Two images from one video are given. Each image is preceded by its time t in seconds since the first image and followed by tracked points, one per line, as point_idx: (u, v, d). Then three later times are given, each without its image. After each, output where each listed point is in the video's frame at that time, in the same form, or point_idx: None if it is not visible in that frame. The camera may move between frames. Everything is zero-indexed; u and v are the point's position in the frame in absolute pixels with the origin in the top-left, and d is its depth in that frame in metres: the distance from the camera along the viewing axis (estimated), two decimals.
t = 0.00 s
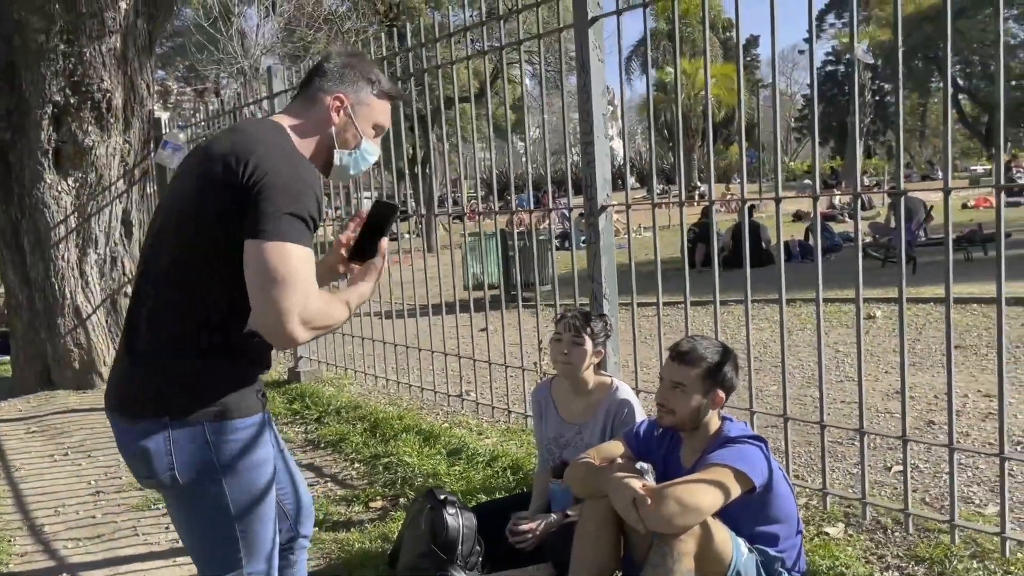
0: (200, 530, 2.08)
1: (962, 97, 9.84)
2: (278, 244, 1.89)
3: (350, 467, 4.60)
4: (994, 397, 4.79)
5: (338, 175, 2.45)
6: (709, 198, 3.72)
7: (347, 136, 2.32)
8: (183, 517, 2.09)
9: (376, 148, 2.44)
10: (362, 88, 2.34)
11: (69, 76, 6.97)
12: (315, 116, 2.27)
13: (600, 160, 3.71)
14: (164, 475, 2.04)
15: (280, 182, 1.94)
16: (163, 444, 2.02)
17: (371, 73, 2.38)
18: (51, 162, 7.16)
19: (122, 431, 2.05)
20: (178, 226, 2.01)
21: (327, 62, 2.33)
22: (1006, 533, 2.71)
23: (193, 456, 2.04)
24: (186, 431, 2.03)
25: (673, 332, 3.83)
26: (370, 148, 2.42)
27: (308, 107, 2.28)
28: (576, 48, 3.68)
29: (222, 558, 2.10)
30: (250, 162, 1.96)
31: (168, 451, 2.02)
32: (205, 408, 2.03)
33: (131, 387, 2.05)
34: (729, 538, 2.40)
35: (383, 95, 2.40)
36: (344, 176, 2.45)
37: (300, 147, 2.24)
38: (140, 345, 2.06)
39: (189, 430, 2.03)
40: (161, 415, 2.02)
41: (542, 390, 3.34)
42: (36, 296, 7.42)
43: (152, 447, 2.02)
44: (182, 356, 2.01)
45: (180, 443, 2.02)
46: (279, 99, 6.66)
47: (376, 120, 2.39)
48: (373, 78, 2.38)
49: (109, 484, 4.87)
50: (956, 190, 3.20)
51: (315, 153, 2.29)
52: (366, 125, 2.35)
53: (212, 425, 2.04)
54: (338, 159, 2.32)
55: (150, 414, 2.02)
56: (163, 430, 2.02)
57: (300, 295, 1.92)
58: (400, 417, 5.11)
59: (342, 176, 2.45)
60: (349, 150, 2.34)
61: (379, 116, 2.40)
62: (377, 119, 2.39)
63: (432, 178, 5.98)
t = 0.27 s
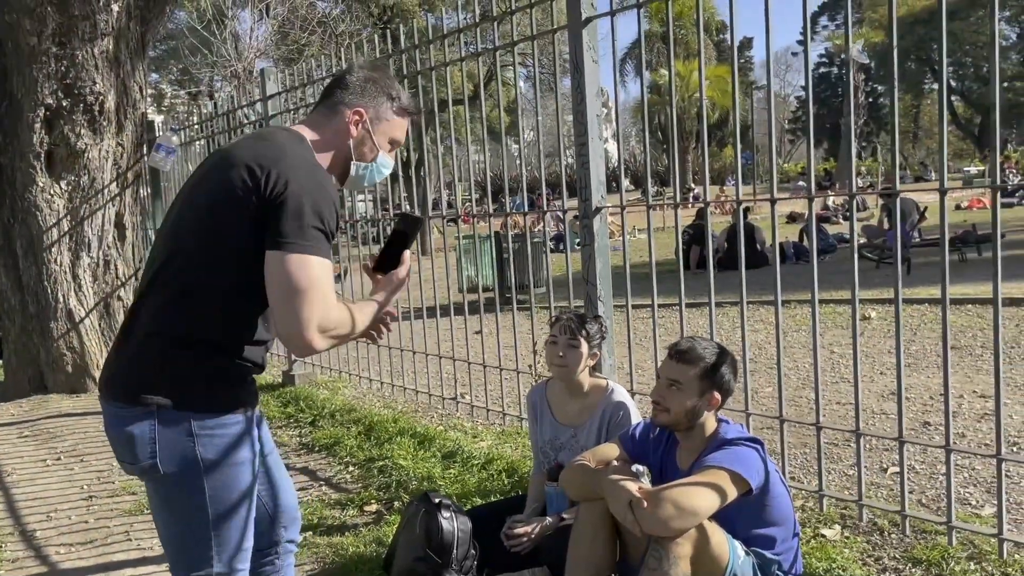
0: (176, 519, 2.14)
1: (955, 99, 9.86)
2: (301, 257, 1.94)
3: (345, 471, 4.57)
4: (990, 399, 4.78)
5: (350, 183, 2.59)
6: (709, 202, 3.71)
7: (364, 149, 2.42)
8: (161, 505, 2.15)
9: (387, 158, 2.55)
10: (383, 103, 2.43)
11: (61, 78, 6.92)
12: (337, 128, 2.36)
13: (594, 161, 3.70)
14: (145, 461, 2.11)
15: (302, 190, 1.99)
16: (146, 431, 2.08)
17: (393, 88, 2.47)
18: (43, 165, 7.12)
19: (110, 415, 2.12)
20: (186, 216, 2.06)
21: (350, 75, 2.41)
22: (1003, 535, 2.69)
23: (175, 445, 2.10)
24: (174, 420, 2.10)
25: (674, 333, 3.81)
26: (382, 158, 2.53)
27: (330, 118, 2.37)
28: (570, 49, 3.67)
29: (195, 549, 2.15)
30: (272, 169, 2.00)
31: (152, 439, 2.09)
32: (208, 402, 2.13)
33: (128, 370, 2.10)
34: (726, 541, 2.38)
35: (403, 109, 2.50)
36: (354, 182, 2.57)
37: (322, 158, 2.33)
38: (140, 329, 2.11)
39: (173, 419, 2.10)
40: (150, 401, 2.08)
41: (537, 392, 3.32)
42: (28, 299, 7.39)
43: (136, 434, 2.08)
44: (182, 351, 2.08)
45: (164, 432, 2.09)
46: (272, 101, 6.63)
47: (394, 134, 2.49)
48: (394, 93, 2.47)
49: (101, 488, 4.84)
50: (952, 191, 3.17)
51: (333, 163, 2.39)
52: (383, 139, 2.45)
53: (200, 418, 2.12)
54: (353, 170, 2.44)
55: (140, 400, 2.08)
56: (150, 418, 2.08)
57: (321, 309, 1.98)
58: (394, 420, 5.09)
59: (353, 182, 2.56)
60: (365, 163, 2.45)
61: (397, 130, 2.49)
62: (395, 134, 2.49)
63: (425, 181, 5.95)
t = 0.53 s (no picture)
0: (190, 517, 2.16)
1: (956, 99, 9.83)
2: (344, 267, 2.05)
3: (343, 473, 4.56)
4: (992, 401, 4.75)
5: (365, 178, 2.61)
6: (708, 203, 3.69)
7: (375, 144, 2.47)
8: (176, 501, 2.17)
9: (400, 153, 2.57)
10: (393, 98, 2.47)
11: (60, 79, 6.90)
12: (349, 124, 2.43)
13: (594, 161, 3.67)
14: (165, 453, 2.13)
15: (331, 196, 2.06)
16: (167, 423, 2.11)
17: (403, 83, 2.51)
18: (42, 166, 7.11)
19: (132, 408, 2.16)
20: (209, 210, 2.12)
21: (361, 71, 2.46)
22: (1006, 539, 2.67)
23: (195, 442, 2.13)
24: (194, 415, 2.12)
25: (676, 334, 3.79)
26: (395, 153, 2.57)
27: (342, 114, 2.43)
28: (569, 49, 3.65)
29: (206, 548, 2.17)
30: (301, 175, 2.07)
31: (172, 432, 2.11)
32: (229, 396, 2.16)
33: (148, 361, 2.14)
34: (726, 545, 2.36)
35: (413, 103, 2.54)
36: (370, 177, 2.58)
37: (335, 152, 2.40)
38: (159, 319, 2.15)
39: (194, 416, 2.12)
40: (171, 396, 2.10)
41: (536, 393, 3.30)
42: (28, 300, 7.38)
43: (157, 425, 2.11)
44: (200, 346, 2.12)
45: (185, 425, 2.12)
46: (272, 102, 6.61)
47: (405, 128, 2.52)
48: (404, 88, 2.51)
49: (100, 490, 4.82)
50: (955, 193, 3.14)
51: (345, 158, 2.45)
52: (395, 133, 2.49)
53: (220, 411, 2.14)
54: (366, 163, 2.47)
55: (162, 394, 2.11)
56: (170, 411, 2.11)
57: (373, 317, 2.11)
58: (394, 421, 5.07)
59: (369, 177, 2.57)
60: (378, 157, 2.49)
61: (408, 124, 2.53)
62: (406, 129, 2.52)
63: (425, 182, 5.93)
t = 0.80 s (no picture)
0: (188, 514, 2.13)
1: (966, 98, 9.74)
2: (385, 274, 2.15)
3: (345, 474, 4.52)
4: (1002, 402, 4.69)
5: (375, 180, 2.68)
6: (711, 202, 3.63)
7: (388, 145, 2.53)
8: (175, 497, 2.14)
9: (410, 154, 2.64)
10: (406, 100, 2.53)
11: (64, 77, 6.88)
12: (363, 125, 2.48)
13: (597, 159, 3.62)
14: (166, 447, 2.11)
15: (357, 210, 2.10)
16: (170, 417, 2.09)
17: (415, 85, 2.57)
18: (46, 164, 7.08)
19: (134, 401, 2.14)
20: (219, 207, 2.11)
21: (375, 73, 2.51)
22: (1017, 545, 2.61)
23: (200, 438, 2.10)
24: (195, 412, 2.10)
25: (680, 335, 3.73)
26: (406, 154, 2.63)
27: (355, 115, 2.48)
28: (572, 45, 3.60)
29: (203, 546, 2.14)
30: (328, 188, 2.08)
31: (175, 426, 2.09)
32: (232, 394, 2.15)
33: (152, 355, 2.12)
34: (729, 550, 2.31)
35: (425, 105, 2.60)
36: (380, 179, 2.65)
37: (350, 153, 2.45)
38: (164, 317, 2.13)
39: (199, 411, 2.10)
40: (175, 391, 2.09)
41: (537, 394, 3.25)
42: (32, 299, 7.36)
43: (160, 418, 2.09)
44: (209, 343, 2.10)
45: (188, 419, 2.10)
46: (275, 99, 6.57)
47: (417, 130, 2.58)
48: (417, 91, 2.56)
49: (101, 490, 4.79)
50: (964, 191, 3.08)
51: (359, 159, 2.50)
52: (407, 135, 2.55)
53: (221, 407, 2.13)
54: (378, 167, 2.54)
55: (166, 389, 2.09)
56: (173, 406, 2.09)
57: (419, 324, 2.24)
58: (396, 421, 5.03)
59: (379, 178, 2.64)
60: (391, 159, 2.55)
61: (419, 126, 2.59)
62: (418, 131, 2.58)
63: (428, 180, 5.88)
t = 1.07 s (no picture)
0: (153, 517, 2.05)
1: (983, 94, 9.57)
2: (389, 283, 2.12)
3: (339, 474, 4.44)
4: (1014, 405, 4.56)
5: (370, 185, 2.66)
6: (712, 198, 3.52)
7: (385, 152, 2.49)
8: (140, 498, 2.06)
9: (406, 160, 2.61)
10: (404, 107, 2.48)
11: (65, 71, 6.83)
12: (360, 132, 2.43)
13: (594, 154, 3.52)
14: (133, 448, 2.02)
15: (359, 218, 2.07)
16: (138, 415, 2.01)
17: (414, 91, 2.52)
18: (48, 159, 7.03)
19: (101, 399, 2.06)
20: (212, 210, 2.05)
21: (373, 78, 2.47)
22: None
23: (167, 437, 2.02)
24: (165, 411, 2.02)
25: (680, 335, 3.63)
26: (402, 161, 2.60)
27: (352, 121, 2.44)
28: (570, 36, 3.50)
29: (167, 551, 2.06)
30: (327, 198, 2.04)
31: (143, 425, 2.01)
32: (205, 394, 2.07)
33: (124, 351, 2.04)
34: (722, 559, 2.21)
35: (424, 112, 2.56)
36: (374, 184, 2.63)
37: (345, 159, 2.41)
38: (144, 314, 2.05)
39: (168, 410, 2.02)
40: (145, 389, 2.01)
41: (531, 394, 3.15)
42: (33, 295, 7.32)
43: (127, 417, 2.01)
44: (190, 341, 2.03)
45: (156, 419, 2.02)
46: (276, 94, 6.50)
47: (414, 137, 2.55)
48: (416, 98, 2.52)
49: (94, 489, 4.73)
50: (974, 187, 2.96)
51: (355, 165, 2.46)
52: (404, 142, 2.52)
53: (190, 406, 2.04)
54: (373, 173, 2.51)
55: (136, 386, 2.01)
56: (142, 404, 2.01)
57: (424, 317, 2.22)
58: (394, 421, 4.95)
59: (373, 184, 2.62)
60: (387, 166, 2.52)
61: (417, 133, 2.55)
62: (415, 138, 2.54)
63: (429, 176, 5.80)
